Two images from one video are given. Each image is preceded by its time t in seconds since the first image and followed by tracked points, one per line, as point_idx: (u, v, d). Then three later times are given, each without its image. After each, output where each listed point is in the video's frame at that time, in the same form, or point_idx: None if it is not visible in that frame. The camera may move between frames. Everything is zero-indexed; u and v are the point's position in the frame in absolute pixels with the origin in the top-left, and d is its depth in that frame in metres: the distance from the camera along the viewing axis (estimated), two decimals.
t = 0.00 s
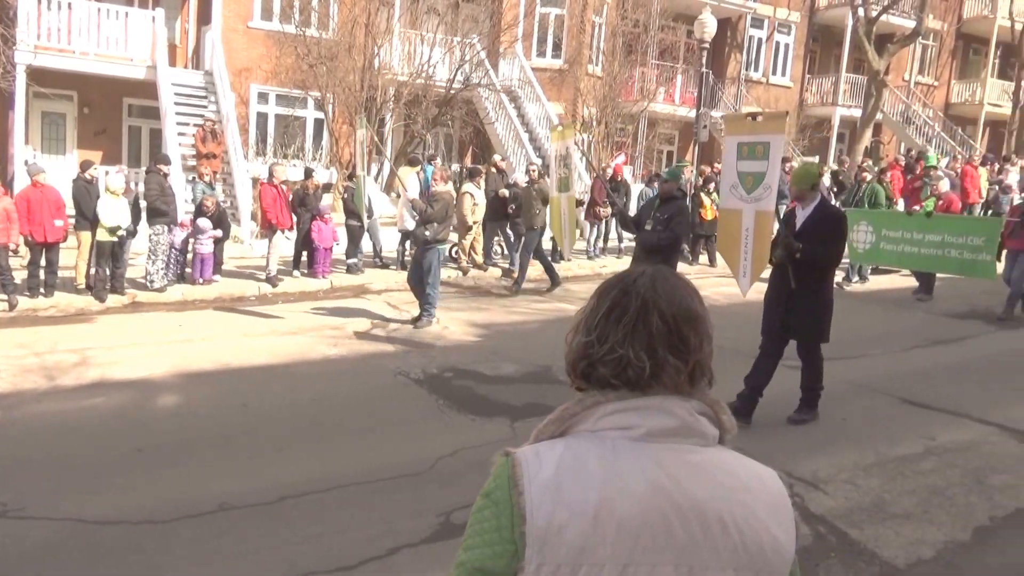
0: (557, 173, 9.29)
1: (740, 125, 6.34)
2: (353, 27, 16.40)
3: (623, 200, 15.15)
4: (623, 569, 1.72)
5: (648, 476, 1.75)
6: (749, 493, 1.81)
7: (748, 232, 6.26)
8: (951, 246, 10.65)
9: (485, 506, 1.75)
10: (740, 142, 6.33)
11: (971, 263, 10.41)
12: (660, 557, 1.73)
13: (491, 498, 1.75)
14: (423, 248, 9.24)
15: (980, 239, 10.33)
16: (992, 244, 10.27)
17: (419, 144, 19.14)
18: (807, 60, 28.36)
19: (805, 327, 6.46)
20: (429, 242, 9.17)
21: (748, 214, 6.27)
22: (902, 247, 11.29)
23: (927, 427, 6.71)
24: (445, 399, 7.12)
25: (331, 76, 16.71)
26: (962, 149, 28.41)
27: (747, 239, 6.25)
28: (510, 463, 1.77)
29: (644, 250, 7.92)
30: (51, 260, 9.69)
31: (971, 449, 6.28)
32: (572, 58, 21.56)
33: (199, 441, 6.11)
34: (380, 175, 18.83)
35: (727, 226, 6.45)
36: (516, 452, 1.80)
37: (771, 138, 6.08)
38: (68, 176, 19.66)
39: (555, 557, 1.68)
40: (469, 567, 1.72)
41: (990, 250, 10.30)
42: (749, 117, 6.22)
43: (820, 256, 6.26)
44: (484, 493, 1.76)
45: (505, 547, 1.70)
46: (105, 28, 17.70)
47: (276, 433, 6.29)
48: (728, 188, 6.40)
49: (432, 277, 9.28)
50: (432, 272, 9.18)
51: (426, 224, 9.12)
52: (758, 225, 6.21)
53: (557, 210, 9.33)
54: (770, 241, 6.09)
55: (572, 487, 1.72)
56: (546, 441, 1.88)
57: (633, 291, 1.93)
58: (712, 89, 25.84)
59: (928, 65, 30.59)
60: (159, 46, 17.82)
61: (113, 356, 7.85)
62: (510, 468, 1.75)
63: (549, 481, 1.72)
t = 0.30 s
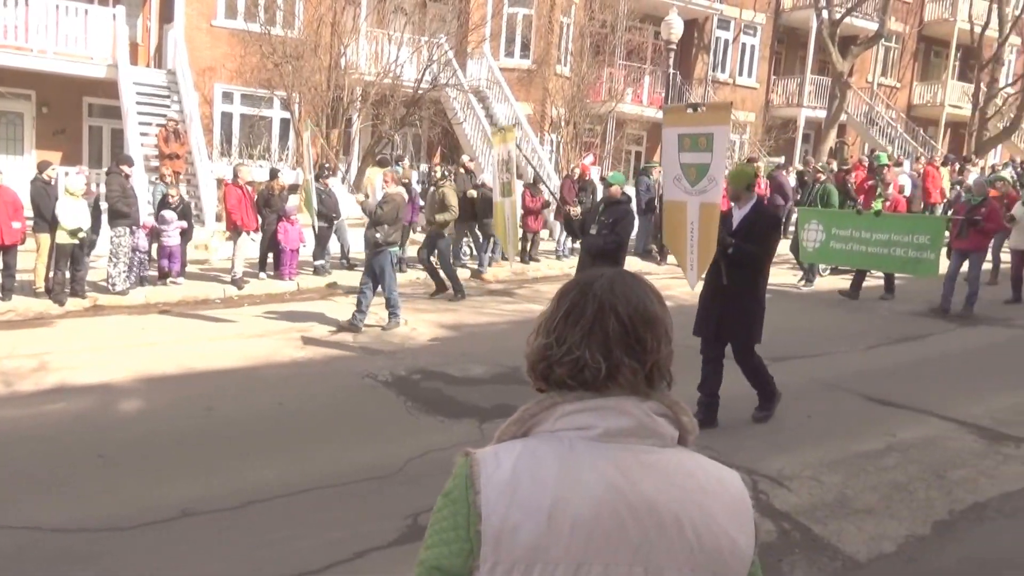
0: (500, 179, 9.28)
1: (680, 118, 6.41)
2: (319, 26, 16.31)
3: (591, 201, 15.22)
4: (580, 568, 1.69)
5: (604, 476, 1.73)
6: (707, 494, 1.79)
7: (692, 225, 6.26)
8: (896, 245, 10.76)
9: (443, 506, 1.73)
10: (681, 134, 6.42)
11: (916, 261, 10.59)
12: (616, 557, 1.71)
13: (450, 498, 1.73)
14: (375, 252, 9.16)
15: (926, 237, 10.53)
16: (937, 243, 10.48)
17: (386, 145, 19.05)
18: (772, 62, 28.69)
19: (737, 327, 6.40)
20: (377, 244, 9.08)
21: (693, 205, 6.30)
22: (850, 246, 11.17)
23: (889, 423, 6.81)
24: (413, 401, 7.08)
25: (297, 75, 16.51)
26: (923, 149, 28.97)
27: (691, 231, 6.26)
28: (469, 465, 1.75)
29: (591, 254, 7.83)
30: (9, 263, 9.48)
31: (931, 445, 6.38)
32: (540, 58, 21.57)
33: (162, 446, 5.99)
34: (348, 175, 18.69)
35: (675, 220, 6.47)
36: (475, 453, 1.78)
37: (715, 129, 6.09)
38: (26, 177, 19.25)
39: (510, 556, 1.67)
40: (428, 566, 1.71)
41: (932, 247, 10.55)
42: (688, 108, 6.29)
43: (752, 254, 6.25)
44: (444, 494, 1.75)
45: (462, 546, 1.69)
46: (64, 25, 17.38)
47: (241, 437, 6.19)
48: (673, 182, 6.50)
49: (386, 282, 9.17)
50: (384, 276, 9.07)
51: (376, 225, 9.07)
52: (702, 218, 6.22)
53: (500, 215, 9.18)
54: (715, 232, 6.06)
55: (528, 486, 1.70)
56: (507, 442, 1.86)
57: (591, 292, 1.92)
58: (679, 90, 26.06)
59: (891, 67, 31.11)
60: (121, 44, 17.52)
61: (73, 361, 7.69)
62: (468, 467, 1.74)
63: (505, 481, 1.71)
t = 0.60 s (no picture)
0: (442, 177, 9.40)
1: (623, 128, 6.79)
2: (285, 25, 16.12)
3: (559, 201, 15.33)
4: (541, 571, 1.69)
5: (567, 479, 1.72)
6: (669, 496, 1.78)
7: (636, 231, 6.49)
8: (844, 247, 11.11)
9: (404, 508, 1.72)
10: (622, 142, 6.80)
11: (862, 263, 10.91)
12: (577, 560, 1.70)
13: (412, 500, 1.71)
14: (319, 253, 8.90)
15: (871, 240, 10.83)
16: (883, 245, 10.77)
17: (353, 145, 18.91)
18: (738, 63, 28.98)
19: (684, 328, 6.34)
20: (324, 246, 8.81)
21: (635, 213, 6.58)
22: (801, 249, 11.56)
23: (851, 420, 6.91)
24: (380, 403, 7.02)
25: (262, 75, 16.32)
26: (885, 150, 29.49)
27: (636, 237, 6.47)
28: (432, 467, 1.73)
29: (536, 253, 7.79)
30: None
31: (892, 440, 6.48)
32: (508, 58, 21.54)
33: (124, 452, 5.87)
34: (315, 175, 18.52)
35: (615, 226, 6.70)
36: (437, 454, 1.76)
37: (658, 139, 6.61)
38: None
39: (471, 561, 1.66)
40: (390, 568, 1.69)
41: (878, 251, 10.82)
42: (632, 119, 6.69)
43: (699, 254, 6.27)
44: (407, 495, 1.72)
45: (422, 550, 1.67)
46: (21, 22, 16.98)
47: (205, 442, 6.09)
48: (613, 191, 6.79)
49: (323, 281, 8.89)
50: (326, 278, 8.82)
51: (322, 227, 8.77)
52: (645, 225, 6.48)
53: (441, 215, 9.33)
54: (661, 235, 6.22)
55: (490, 489, 1.69)
56: (471, 441, 1.84)
57: (555, 293, 1.91)
58: (646, 91, 26.32)
59: (854, 69, 31.60)
60: (80, 42, 17.17)
61: (31, 366, 7.51)
62: (431, 469, 1.73)
63: (468, 483, 1.69)
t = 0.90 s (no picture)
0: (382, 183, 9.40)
1: (568, 129, 6.15)
2: (249, 22, 15.91)
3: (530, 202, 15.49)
4: None
5: (530, 485, 1.72)
6: (631, 499, 1.80)
7: (580, 240, 6.15)
8: (795, 246, 11.21)
9: (366, 516, 1.71)
10: (570, 146, 6.15)
11: (811, 262, 11.00)
12: (541, 566, 1.70)
13: (375, 509, 1.71)
14: (271, 255, 8.95)
15: (820, 238, 10.93)
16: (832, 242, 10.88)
17: (320, 144, 18.73)
18: (704, 64, 29.26)
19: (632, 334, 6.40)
20: (276, 248, 8.92)
21: (580, 220, 6.16)
22: (753, 250, 11.58)
23: (815, 417, 7.02)
24: (348, 406, 6.97)
25: (226, 74, 16.10)
26: (848, 150, 30.02)
27: (580, 246, 6.15)
28: (393, 474, 1.73)
29: (482, 260, 7.69)
30: None
31: (854, 436, 6.60)
32: (476, 58, 21.51)
33: (84, 458, 5.75)
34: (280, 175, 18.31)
35: (558, 233, 6.29)
36: (399, 461, 1.76)
37: (606, 145, 5.98)
38: None
39: (434, 568, 1.65)
40: None
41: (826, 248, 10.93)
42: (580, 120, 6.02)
43: (648, 260, 6.30)
44: (368, 502, 1.72)
45: (384, 558, 1.68)
46: None
47: (168, 447, 6.00)
48: (558, 194, 6.26)
49: (276, 284, 8.84)
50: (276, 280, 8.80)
51: (273, 230, 8.88)
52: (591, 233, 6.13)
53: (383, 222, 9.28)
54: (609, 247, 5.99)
55: (452, 497, 1.69)
56: (431, 447, 1.83)
57: (516, 298, 1.90)
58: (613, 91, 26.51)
59: (817, 71, 32.10)
60: (36, 39, 16.77)
61: None
62: (392, 476, 1.72)
63: (430, 490, 1.69)
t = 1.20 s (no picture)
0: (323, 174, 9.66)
1: (515, 127, 6.68)
2: (212, 19, 15.66)
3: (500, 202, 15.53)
4: None
5: (496, 489, 1.72)
6: (595, 500, 1.80)
7: (522, 233, 6.60)
8: (745, 249, 11.33)
9: (330, 523, 1.68)
10: (514, 141, 6.69)
11: (760, 265, 11.12)
12: (508, 569, 1.70)
13: (338, 515, 1.68)
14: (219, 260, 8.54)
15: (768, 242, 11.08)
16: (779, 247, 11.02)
17: (286, 144, 18.49)
18: (670, 65, 29.50)
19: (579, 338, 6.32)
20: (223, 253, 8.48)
21: (522, 214, 6.64)
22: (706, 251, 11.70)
23: (779, 415, 7.12)
24: (314, 409, 6.90)
25: (188, 72, 15.79)
26: (811, 151, 30.48)
27: (522, 239, 6.59)
28: (357, 480, 1.70)
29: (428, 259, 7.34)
30: None
31: (817, 434, 6.70)
32: (444, 57, 21.41)
33: (42, 465, 5.60)
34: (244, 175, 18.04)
35: (499, 227, 6.73)
36: (362, 466, 1.73)
37: (548, 138, 6.51)
38: None
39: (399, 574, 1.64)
40: None
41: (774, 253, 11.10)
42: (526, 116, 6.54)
43: (596, 264, 6.23)
44: (330, 510, 1.69)
45: (347, 566, 1.64)
46: None
47: (129, 453, 5.87)
48: (501, 189, 6.74)
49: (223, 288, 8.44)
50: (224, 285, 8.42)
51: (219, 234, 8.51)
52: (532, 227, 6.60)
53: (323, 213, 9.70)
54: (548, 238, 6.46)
55: (418, 504, 1.67)
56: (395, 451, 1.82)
57: (480, 301, 1.87)
58: (580, 91, 26.64)
59: (780, 73, 32.55)
60: None
61: None
62: (355, 483, 1.69)
63: (395, 496, 1.67)
